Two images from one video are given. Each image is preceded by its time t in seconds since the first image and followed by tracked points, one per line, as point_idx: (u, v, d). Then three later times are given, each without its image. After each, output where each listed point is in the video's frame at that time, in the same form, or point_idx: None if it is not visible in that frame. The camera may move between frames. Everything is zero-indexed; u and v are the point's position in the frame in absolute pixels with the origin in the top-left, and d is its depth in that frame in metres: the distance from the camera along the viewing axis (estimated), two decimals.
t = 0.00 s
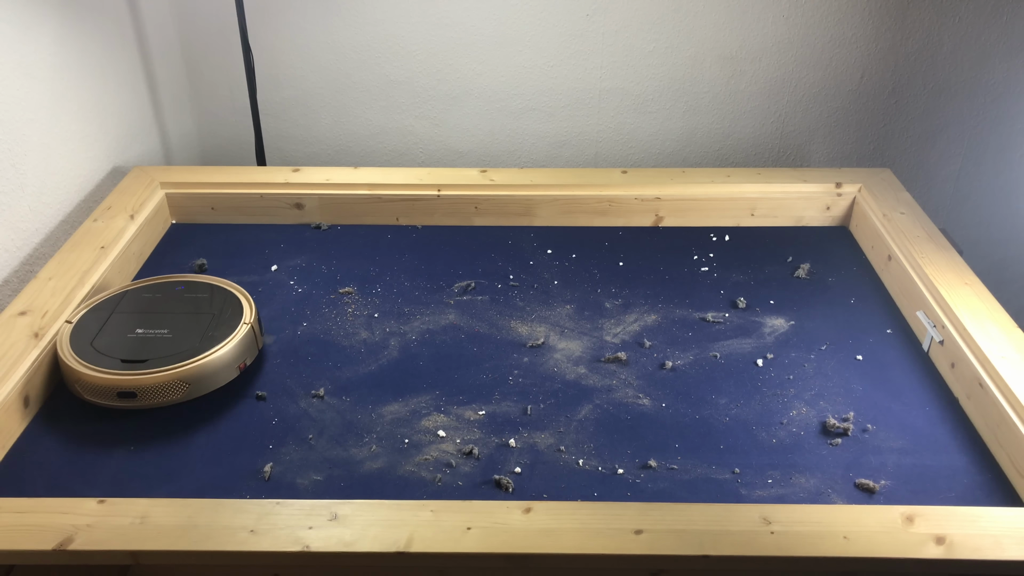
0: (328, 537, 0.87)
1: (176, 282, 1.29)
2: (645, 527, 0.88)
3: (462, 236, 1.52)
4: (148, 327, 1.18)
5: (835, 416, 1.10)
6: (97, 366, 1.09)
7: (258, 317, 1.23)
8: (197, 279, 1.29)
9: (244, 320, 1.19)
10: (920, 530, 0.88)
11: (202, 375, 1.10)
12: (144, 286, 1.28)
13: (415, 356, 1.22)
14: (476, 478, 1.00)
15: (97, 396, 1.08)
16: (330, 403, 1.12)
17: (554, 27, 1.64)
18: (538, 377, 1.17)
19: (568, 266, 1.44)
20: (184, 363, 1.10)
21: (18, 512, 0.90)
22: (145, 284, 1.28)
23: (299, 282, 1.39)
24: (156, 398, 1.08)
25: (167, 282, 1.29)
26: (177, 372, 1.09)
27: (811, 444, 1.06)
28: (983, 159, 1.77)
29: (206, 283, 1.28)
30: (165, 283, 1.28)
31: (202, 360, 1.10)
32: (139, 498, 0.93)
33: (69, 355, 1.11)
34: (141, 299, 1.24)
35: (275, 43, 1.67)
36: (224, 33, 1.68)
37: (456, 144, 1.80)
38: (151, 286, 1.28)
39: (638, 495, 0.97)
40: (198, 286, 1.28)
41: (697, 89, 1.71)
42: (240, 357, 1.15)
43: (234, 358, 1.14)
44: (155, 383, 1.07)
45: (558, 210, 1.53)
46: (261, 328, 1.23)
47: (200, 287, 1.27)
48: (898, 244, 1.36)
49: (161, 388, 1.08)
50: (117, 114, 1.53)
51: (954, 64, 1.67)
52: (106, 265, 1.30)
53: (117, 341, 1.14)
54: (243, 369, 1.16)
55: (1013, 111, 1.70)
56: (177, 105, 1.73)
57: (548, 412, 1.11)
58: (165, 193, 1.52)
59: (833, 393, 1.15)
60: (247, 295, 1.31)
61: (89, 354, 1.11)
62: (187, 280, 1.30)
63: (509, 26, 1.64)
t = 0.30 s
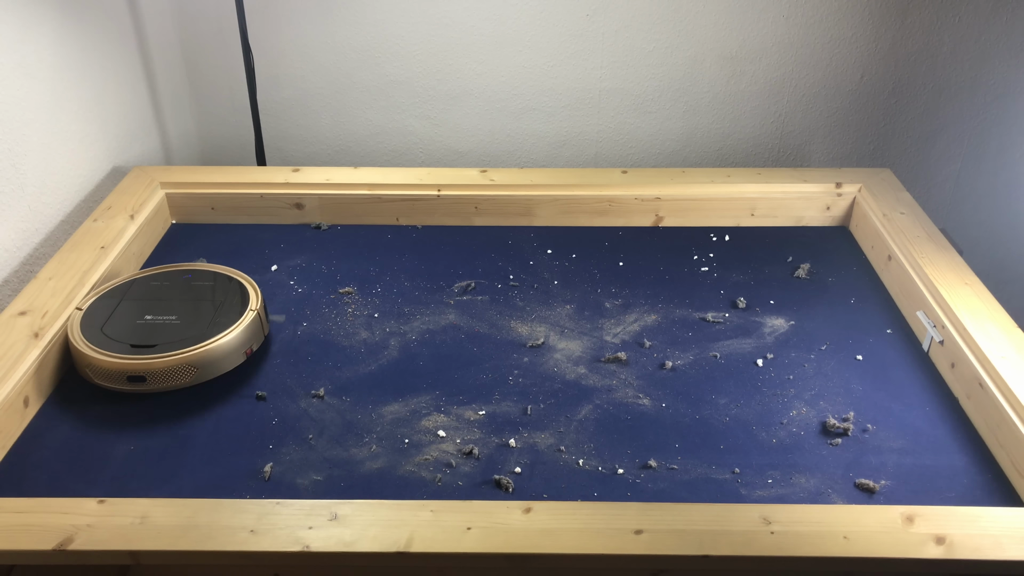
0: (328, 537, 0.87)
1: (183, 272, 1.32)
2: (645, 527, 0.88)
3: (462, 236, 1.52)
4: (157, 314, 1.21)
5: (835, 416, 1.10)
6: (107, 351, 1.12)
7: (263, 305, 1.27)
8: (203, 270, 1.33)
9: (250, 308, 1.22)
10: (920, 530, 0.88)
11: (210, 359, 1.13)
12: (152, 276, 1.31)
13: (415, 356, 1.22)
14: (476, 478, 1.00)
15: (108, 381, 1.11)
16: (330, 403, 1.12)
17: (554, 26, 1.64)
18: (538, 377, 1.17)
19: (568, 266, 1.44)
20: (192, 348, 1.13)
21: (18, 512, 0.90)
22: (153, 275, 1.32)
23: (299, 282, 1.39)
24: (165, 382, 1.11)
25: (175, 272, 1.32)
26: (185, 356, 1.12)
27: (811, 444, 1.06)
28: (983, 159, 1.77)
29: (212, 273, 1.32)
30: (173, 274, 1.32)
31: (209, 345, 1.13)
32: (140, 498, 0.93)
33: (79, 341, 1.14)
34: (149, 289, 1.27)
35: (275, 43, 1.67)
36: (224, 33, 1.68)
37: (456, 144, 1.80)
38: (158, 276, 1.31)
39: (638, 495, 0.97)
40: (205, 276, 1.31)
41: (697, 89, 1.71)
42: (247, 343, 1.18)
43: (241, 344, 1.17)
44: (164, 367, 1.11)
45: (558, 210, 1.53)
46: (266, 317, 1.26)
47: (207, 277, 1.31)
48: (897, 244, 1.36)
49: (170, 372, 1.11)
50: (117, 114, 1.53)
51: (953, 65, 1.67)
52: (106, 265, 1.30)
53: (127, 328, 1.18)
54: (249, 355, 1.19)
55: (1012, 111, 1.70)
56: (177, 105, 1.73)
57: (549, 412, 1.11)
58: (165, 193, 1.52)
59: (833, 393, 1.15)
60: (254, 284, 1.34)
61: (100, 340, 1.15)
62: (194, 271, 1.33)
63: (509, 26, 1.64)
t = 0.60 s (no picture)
0: (328, 537, 0.87)
1: (189, 260, 1.34)
2: (645, 527, 0.88)
3: (462, 236, 1.52)
4: (165, 300, 1.23)
5: (835, 416, 1.10)
6: (117, 337, 1.15)
7: (269, 292, 1.29)
8: (209, 257, 1.35)
9: (257, 294, 1.24)
10: (920, 530, 0.88)
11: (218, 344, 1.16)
12: (160, 263, 1.33)
13: (415, 356, 1.22)
14: (476, 478, 1.00)
15: (119, 365, 1.14)
16: (330, 403, 1.12)
17: (555, 26, 1.64)
18: (538, 377, 1.17)
19: (568, 266, 1.44)
20: (200, 333, 1.16)
21: (18, 511, 0.90)
22: (160, 263, 1.34)
23: (299, 282, 1.39)
24: (174, 366, 1.14)
25: (182, 259, 1.35)
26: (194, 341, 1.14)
27: (811, 445, 1.06)
28: (983, 159, 1.77)
29: (218, 260, 1.34)
30: (179, 261, 1.34)
31: (217, 331, 1.16)
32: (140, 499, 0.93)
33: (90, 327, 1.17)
34: (157, 276, 1.30)
35: (275, 43, 1.67)
36: (224, 33, 1.68)
37: (456, 144, 1.80)
38: (166, 264, 1.33)
39: (638, 495, 0.97)
40: (211, 264, 1.33)
41: (697, 89, 1.71)
42: (253, 329, 1.21)
43: (248, 330, 1.20)
44: (174, 352, 1.13)
45: (558, 210, 1.53)
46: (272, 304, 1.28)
47: (213, 265, 1.33)
48: (898, 244, 1.36)
49: (179, 356, 1.14)
50: (117, 115, 1.54)
51: (954, 64, 1.67)
52: (106, 265, 1.30)
53: (136, 313, 1.20)
54: (255, 340, 1.22)
55: (1012, 112, 1.71)
56: (177, 105, 1.73)
57: (548, 412, 1.11)
58: (165, 193, 1.52)
59: (833, 393, 1.15)
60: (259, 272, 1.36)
61: (110, 326, 1.17)
62: (200, 259, 1.35)
63: (508, 26, 1.64)
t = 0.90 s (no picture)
0: (329, 537, 0.87)
1: (196, 250, 1.38)
2: (645, 527, 0.88)
3: (462, 236, 1.52)
4: (173, 288, 1.27)
5: (835, 416, 1.10)
6: (127, 323, 1.18)
7: (274, 282, 1.32)
8: (216, 248, 1.38)
9: (263, 283, 1.28)
10: (920, 530, 0.88)
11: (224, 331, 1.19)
12: (168, 253, 1.36)
13: (415, 356, 1.22)
14: (476, 478, 1.00)
15: (128, 351, 1.17)
16: (330, 403, 1.12)
17: (555, 26, 1.64)
18: (538, 377, 1.17)
19: (568, 266, 1.44)
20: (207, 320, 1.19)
21: (18, 511, 0.90)
22: (168, 252, 1.37)
23: (299, 282, 1.39)
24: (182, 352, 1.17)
25: (189, 250, 1.38)
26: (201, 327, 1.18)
27: (811, 445, 1.06)
28: (983, 159, 1.77)
29: (224, 250, 1.37)
30: (187, 251, 1.37)
31: (224, 318, 1.19)
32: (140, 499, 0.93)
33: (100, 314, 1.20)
34: (165, 265, 1.33)
35: (275, 43, 1.67)
36: (224, 33, 1.68)
37: (456, 144, 1.80)
38: (173, 254, 1.36)
39: (638, 495, 0.97)
40: (217, 254, 1.36)
41: (697, 89, 1.71)
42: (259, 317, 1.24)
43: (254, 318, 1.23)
44: (182, 338, 1.16)
45: (558, 210, 1.54)
46: (277, 293, 1.32)
47: (220, 255, 1.36)
48: (897, 245, 1.36)
49: (187, 342, 1.17)
50: (117, 114, 1.53)
51: (953, 64, 1.67)
52: (106, 265, 1.30)
53: (145, 301, 1.23)
54: (261, 328, 1.25)
55: (1012, 112, 1.71)
56: (177, 105, 1.73)
57: (549, 412, 1.11)
58: (165, 193, 1.52)
59: (833, 393, 1.15)
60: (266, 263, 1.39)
61: (119, 312, 1.20)
62: (207, 249, 1.39)
63: (508, 26, 1.64)
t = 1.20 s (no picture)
0: (328, 537, 0.87)
1: (202, 239, 1.40)
2: (645, 527, 0.88)
3: (462, 236, 1.52)
4: (180, 276, 1.29)
5: (835, 416, 1.10)
6: (136, 310, 1.20)
7: (279, 270, 1.35)
8: (221, 236, 1.40)
9: (268, 271, 1.30)
10: (920, 530, 0.88)
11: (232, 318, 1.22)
12: (174, 242, 1.39)
13: (415, 356, 1.22)
14: (476, 478, 1.00)
15: (137, 337, 1.20)
16: (330, 403, 1.12)
17: (554, 26, 1.64)
18: (538, 377, 1.17)
19: (568, 266, 1.44)
20: (215, 306, 1.21)
21: (18, 512, 0.90)
22: (174, 241, 1.39)
23: (299, 282, 1.39)
24: (191, 338, 1.20)
25: (195, 238, 1.40)
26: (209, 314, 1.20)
27: (811, 445, 1.06)
28: (984, 159, 1.77)
29: (230, 239, 1.40)
30: (192, 240, 1.39)
31: (231, 305, 1.22)
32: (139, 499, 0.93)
33: (109, 301, 1.22)
34: (172, 254, 1.35)
35: (275, 43, 1.67)
36: (224, 33, 1.68)
37: (456, 144, 1.80)
38: (180, 243, 1.39)
39: (638, 495, 0.97)
40: (223, 243, 1.39)
41: (697, 89, 1.71)
42: (265, 304, 1.27)
43: (260, 304, 1.26)
44: (190, 324, 1.19)
45: (557, 210, 1.54)
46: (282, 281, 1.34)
47: (225, 244, 1.38)
48: (897, 245, 1.36)
49: (195, 328, 1.20)
50: (117, 114, 1.54)
51: (953, 64, 1.67)
52: (106, 265, 1.30)
53: (153, 288, 1.26)
54: (267, 314, 1.28)
55: (1012, 112, 1.71)
56: (177, 105, 1.73)
57: (549, 412, 1.11)
58: (165, 193, 1.52)
59: (833, 393, 1.15)
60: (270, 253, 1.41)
61: (128, 300, 1.23)
62: (212, 238, 1.41)
63: (508, 26, 1.64)
